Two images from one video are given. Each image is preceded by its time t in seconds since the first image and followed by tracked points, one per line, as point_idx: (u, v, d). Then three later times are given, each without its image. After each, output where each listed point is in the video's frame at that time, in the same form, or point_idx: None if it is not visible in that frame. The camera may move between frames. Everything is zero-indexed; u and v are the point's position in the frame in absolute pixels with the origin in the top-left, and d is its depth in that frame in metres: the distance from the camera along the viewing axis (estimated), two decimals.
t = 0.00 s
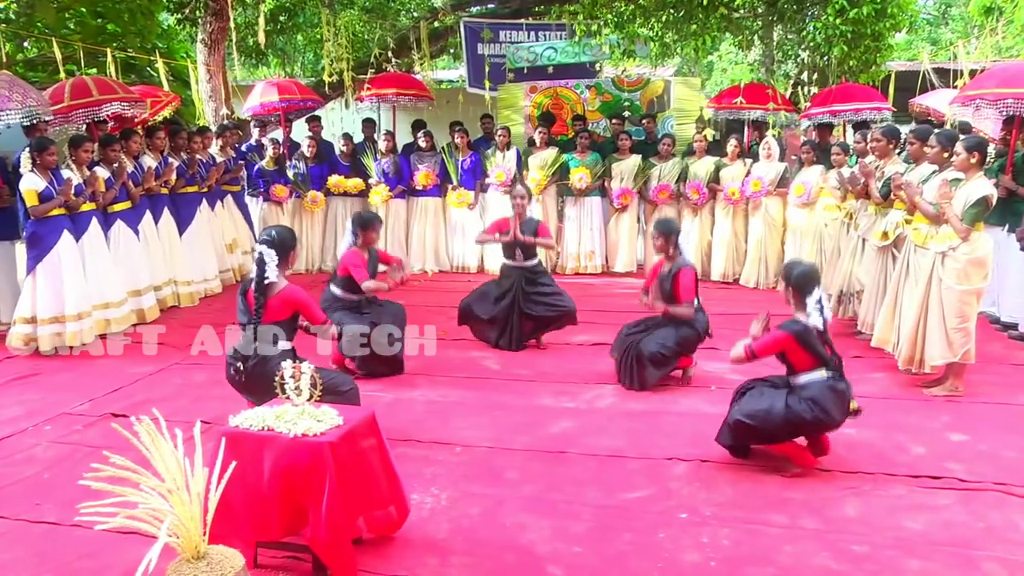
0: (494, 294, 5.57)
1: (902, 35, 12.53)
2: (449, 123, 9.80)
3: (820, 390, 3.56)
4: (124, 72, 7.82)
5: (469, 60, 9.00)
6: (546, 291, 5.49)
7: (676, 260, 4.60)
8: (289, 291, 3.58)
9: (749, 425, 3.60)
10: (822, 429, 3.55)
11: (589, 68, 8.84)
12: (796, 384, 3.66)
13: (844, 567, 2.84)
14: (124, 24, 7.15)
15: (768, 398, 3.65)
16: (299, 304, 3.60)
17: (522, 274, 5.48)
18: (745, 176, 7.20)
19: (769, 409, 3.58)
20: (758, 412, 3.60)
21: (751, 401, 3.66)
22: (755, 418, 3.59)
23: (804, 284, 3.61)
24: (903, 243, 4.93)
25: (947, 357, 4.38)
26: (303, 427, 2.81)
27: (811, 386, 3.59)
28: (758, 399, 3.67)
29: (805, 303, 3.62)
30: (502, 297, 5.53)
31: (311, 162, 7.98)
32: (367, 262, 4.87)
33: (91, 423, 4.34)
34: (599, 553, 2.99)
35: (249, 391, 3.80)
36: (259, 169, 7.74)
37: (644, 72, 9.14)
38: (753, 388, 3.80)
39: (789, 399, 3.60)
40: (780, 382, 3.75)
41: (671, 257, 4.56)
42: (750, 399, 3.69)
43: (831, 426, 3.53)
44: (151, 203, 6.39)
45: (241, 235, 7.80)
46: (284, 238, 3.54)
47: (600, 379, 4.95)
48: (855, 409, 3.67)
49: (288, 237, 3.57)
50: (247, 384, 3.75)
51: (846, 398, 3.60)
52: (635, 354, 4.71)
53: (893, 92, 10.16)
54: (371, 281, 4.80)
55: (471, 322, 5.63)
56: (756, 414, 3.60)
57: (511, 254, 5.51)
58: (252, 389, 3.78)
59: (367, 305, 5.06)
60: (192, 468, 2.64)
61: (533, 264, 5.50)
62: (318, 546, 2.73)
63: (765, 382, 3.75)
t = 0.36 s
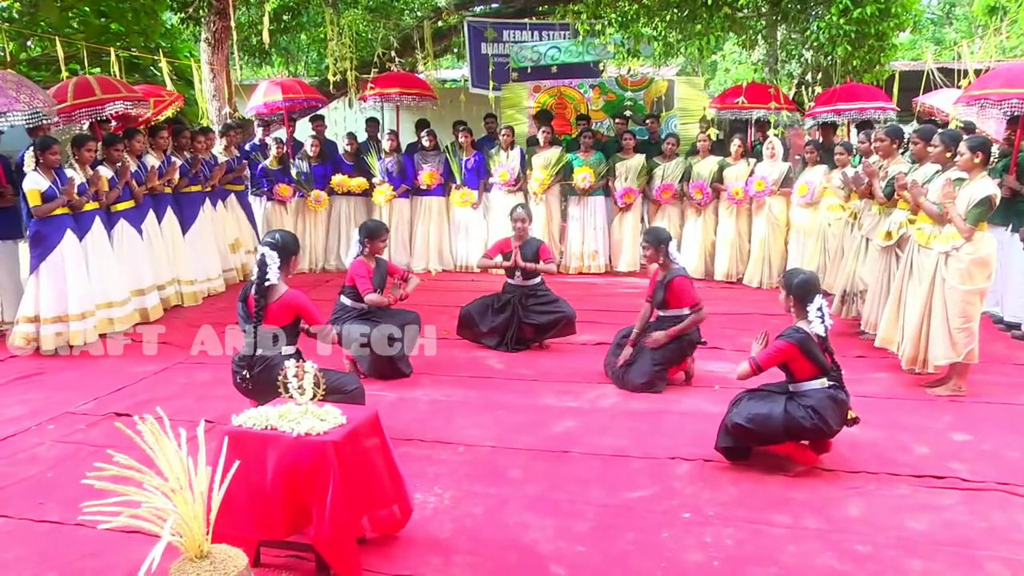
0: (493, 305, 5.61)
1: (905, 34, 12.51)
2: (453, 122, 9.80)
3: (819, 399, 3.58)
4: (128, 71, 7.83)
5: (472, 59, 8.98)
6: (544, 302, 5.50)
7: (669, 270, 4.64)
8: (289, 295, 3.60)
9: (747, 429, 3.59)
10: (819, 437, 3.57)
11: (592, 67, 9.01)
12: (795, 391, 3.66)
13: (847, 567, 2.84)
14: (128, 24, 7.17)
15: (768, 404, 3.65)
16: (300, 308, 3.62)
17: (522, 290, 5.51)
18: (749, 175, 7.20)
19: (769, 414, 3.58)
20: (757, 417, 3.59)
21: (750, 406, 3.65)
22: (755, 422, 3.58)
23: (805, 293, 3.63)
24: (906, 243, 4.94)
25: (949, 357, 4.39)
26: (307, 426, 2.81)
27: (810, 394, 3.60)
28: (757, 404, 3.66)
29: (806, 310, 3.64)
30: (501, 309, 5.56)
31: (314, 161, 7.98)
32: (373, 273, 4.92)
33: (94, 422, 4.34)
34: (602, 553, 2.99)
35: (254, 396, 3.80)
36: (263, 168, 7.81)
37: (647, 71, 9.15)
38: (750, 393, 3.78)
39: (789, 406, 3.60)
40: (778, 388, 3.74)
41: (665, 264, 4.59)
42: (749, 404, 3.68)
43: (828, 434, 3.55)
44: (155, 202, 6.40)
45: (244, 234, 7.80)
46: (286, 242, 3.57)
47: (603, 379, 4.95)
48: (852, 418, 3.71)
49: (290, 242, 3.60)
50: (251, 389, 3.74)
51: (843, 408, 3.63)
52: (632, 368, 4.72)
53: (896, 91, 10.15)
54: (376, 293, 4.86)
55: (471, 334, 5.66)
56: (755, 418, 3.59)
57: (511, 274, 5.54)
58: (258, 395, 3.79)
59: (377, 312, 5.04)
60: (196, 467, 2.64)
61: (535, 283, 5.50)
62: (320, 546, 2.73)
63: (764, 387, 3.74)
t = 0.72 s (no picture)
0: (496, 305, 5.61)
1: (906, 32, 12.50)
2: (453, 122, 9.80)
3: (828, 375, 3.58)
4: (129, 72, 7.83)
5: (472, 59, 9.00)
6: (545, 304, 5.49)
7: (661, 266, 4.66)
8: (291, 283, 3.59)
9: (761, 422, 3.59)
10: (836, 416, 3.56)
11: (592, 66, 9.03)
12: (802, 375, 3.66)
13: (848, 566, 2.84)
14: (128, 25, 7.18)
15: (778, 393, 3.65)
16: (305, 295, 3.62)
17: (523, 292, 5.53)
18: (749, 174, 7.19)
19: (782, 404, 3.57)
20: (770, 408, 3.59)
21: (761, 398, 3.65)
22: (767, 415, 3.58)
23: (798, 275, 3.58)
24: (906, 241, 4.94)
25: (950, 355, 4.39)
26: (308, 426, 2.81)
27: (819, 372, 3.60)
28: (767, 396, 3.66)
29: (800, 291, 3.61)
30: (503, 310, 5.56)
31: (314, 162, 7.99)
32: (375, 275, 4.91)
33: (96, 423, 4.34)
34: (603, 552, 2.99)
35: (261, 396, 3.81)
36: (264, 169, 7.85)
37: (647, 70, 9.17)
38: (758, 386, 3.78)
39: (798, 391, 3.60)
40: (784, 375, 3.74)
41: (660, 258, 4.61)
42: (758, 397, 3.68)
43: (843, 407, 3.55)
44: (155, 203, 6.40)
45: (245, 235, 7.80)
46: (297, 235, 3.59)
47: (604, 378, 4.95)
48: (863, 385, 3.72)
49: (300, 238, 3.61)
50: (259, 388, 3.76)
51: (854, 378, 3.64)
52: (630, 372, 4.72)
53: (897, 90, 10.16)
54: (377, 294, 4.87)
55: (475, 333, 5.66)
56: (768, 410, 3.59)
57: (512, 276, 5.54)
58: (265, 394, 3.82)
59: (378, 313, 5.05)
60: (197, 468, 2.64)
61: (536, 285, 5.52)
62: (322, 546, 2.74)
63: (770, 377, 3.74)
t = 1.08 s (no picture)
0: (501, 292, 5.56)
1: (905, 31, 12.52)
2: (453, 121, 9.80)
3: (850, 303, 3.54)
4: (128, 71, 7.82)
5: (472, 59, 9.01)
6: (551, 288, 5.49)
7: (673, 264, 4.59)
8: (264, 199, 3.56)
9: (820, 394, 3.46)
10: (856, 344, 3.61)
11: (592, 66, 8.99)
12: (799, 326, 3.57)
13: (848, 565, 2.84)
14: (128, 24, 7.19)
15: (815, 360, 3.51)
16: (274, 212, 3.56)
17: (529, 268, 5.51)
18: (749, 173, 7.20)
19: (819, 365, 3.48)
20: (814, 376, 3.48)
21: (802, 375, 3.51)
22: (818, 385, 3.47)
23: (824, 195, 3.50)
24: (906, 240, 4.94)
25: (951, 355, 4.39)
26: (307, 426, 2.81)
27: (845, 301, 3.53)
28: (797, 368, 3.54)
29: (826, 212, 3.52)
30: (509, 296, 5.53)
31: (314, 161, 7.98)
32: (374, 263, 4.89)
33: (95, 422, 4.34)
34: (604, 552, 2.99)
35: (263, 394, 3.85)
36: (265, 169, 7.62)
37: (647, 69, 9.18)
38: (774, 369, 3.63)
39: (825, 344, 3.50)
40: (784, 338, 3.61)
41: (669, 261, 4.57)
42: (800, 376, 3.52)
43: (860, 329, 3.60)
44: (155, 202, 6.40)
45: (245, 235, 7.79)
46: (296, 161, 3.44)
47: (605, 377, 4.95)
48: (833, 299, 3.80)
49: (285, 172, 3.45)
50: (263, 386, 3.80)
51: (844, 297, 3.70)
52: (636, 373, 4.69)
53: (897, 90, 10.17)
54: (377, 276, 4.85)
55: (479, 326, 5.65)
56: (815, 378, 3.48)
57: (518, 249, 5.53)
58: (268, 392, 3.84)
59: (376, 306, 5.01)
60: (196, 467, 2.63)
61: (542, 262, 5.55)
62: (322, 546, 2.74)
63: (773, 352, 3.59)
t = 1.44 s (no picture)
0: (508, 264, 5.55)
1: (902, 32, 12.55)
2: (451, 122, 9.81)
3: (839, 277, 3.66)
4: (126, 72, 7.81)
5: (470, 60, 9.01)
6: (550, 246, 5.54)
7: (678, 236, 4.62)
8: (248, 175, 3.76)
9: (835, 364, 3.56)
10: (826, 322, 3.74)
11: (590, 66, 9.00)
12: (806, 300, 3.59)
13: (847, 565, 2.84)
14: (125, 25, 7.19)
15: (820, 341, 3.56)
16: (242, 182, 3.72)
17: (532, 227, 5.54)
18: (747, 174, 7.20)
19: (831, 337, 3.56)
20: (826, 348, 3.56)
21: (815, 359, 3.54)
22: (833, 356, 3.55)
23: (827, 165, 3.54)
24: (904, 241, 4.95)
25: (949, 355, 4.38)
26: (305, 427, 2.81)
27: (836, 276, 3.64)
28: (812, 342, 3.56)
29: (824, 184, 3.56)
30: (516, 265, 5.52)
31: (312, 162, 7.98)
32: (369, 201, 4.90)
33: (93, 424, 4.33)
34: (603, 552, 2.98)
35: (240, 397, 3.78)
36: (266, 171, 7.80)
37: (645, 70, 9.19)
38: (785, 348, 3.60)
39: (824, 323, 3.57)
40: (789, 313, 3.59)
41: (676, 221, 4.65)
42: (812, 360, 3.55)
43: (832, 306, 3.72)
44: (153, 204, 6.40)
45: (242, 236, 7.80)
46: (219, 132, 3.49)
47: (603, 378, 4.95)
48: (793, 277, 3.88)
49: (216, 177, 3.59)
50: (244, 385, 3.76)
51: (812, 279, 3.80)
52: (649, 341, 4.67)
53: (894, 90, 10.20)
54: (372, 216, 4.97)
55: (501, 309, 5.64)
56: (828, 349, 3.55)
57: (521, 209, 5.57)
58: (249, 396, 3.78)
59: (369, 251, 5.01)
60: (194, 469, 2.63)
61: (542, 222, 5.55)
62: (321, 548, 2.73)
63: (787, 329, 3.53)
